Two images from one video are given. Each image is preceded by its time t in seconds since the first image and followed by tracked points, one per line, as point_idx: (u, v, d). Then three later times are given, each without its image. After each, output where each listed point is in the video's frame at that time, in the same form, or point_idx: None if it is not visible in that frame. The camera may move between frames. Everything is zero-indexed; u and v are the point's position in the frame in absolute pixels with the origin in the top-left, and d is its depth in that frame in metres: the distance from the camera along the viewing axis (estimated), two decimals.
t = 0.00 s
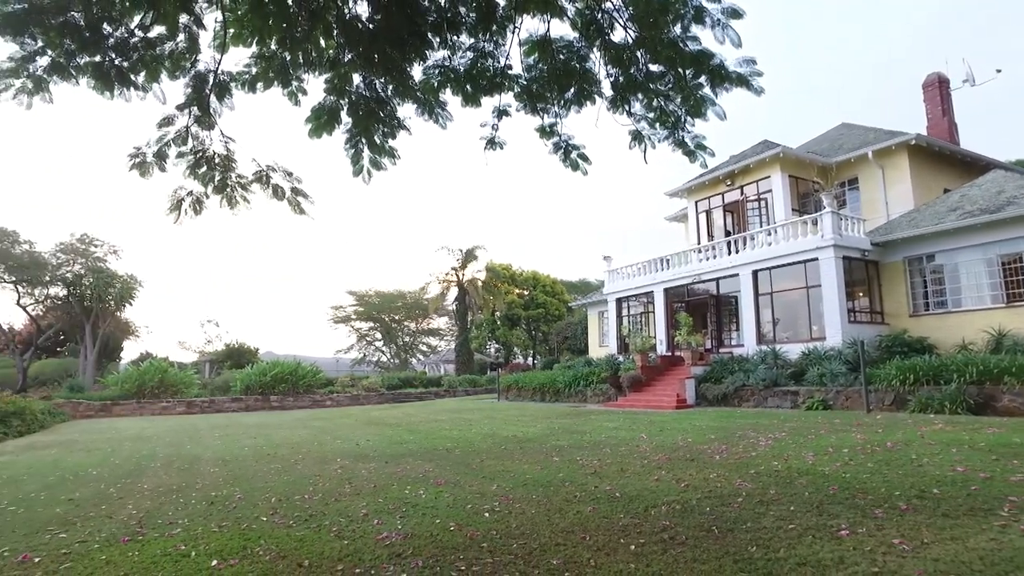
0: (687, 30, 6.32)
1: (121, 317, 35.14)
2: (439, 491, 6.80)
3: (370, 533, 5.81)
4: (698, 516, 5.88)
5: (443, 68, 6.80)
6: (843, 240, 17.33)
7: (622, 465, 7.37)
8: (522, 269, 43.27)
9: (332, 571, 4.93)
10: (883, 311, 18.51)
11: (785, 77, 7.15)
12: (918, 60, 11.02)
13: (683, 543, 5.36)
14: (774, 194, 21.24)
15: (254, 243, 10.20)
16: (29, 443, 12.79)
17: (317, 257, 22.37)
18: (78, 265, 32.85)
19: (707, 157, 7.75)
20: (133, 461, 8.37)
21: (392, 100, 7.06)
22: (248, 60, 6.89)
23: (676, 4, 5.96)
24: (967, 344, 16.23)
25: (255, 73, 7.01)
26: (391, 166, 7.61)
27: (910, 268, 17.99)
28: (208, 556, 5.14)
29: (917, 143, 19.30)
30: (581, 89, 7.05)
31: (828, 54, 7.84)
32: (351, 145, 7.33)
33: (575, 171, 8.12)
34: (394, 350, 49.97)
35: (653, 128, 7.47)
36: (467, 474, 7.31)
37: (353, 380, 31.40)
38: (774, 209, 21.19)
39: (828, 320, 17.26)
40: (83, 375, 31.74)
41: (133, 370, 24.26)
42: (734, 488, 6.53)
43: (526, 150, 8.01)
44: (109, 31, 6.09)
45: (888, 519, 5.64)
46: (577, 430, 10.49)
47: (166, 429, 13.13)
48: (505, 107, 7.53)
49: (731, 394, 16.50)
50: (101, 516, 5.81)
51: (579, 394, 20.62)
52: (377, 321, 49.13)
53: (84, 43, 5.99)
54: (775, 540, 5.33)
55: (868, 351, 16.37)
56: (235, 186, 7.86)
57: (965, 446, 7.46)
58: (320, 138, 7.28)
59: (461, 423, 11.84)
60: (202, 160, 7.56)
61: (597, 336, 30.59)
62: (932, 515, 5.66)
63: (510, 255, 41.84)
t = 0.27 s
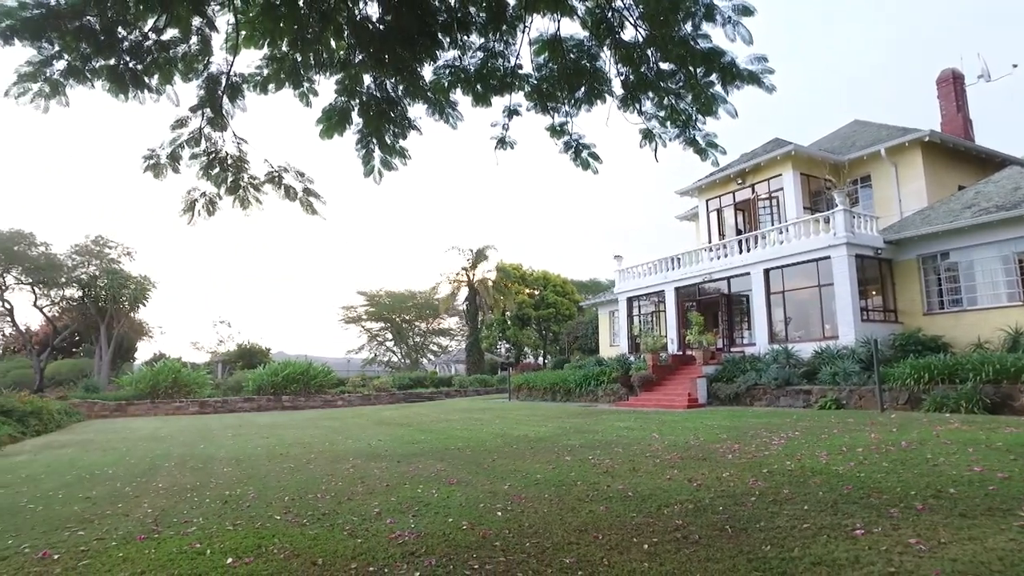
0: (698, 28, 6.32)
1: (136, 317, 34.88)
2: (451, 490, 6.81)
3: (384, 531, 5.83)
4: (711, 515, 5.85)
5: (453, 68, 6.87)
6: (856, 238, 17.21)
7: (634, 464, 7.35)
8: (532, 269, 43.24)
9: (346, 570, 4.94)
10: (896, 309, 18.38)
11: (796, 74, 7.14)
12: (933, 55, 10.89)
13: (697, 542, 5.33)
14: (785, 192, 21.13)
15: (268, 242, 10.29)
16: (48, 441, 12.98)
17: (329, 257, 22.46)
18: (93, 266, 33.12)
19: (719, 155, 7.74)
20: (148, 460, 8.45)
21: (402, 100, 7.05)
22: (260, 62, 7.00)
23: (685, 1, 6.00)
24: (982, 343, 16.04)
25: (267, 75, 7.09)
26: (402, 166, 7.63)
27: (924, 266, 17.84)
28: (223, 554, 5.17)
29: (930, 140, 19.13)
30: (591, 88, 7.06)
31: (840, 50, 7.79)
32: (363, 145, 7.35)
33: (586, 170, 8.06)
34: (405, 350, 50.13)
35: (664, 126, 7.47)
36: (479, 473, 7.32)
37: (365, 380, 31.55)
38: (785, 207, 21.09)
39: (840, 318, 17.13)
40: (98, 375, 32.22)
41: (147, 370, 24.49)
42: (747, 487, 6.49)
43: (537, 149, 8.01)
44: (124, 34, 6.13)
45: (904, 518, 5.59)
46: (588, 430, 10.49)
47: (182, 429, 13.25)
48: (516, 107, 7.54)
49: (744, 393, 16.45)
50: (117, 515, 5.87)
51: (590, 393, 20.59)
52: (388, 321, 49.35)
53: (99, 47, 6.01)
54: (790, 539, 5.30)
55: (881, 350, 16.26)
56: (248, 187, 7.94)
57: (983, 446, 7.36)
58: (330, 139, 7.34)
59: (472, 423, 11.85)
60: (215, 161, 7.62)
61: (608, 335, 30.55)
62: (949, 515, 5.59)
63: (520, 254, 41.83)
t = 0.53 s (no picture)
0: (708, 26, 6.31)
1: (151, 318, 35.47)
2: (463, 489, 6.83)
3: (397, 530, 5.84)
4: (724, 514, 5.82)
5: (464, 68, 6.90)
6: (869, 236, 17.07)
7: (646, 463, 7.34)
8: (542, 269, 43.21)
9: (359, 568, 4.96)
10: (910, 307, 18.23)
11: (807, 71, 7.11)
12: (948, 51, 10.77)
13: (710, 541, 5.30)
14: (797, 190, 21.02)
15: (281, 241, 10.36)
16: (65, 440, 13.14)
17: (341, 258, 22.54)
18: (106, 267, 33.37)
19: (730, 153, 7.73)
20: (163, 459, 8.53)
21: (412, 100, 7.10)
22: (271, 64, 7.06)
23: None
24: (998, 341, 15.85)
25: (279, 76, 7.15)
26: (414, 166, 7.68)
27: (938, 263, 17.66)
28: (238, 552, 5.20)
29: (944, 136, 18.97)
30: (601, 86, 7.06)
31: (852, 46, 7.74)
32: (373, 145, 7.47)
33: (596, 169, 8.08)
34: (415, 350, 50.26)
35: (675, 125, 7.46)
36: (491, 472, 7.32)
37: (376, 381, 31.71)
38: (797, 206, 20.97)
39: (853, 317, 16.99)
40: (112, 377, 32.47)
41: (160, 371, 24.71)
42: (760, 486, 6.46)
43: (548, 148, 8.01)
44: (138, 37, 6.20)
45: (920, 518, 5.53)
46: (600, 429, 10.47)
47: (198, 429, 13.36)
48: (526, 107, 7.57)
49: (755, 392, 16.42)
50: (133, 513, 5.93)
51: (600, 393, 20.58)
52: (399, 321, 49.48)
53: (113, 50, 6.07)
54: (804, 539, 5.26)
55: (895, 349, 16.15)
56: (260, 188, 8.02)
57: (1002, 446, 7.26)
58: (341, 140, 7.30)
59: (484, 423, 11.86)
60: (228, 162, 7.70)
61: (618, 335, 30.49)
62: (966, 515, 5.52)
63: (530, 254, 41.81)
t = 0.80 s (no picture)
0: (719, 23, 6.29)
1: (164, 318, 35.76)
2: (475, 488, 6.83)
3: (411, 529, 5.86)
4: (738, 514, 5.79)
5: (475, 68, 6.90)
6: (883, 234, 16.92)
7: (659, 462, 7.32)
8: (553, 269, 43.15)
9: (373, 567, 4.97)
10: (925, 305, 18.04)
11: (820, 68, 7.08)
12: (965, 46, 10.63)
13: (724, 540, 5.27)
14: (809, 189, 20.88)
15: (293, 240, 10.40)
16: (83, 440, 13.31)
17: (354, 258, 22.60)
18: (121, 269, 33.74)
19: (742, 151, 7.68)
20: (178, 458, 8.61)
21: (423, 101, 7.10)
22: (283, 65, 7.10)
23: None
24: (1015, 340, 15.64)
25: (291, 77, 7.19)
26: (425, 166, 7.72)
27: (954, 261, 17.45)
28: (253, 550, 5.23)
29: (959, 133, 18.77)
30: (612, 85, 7.05)
31: (865, 43, 7.68)
32: (384, 146, 7.48)
33: (607, 168, 8.06)
34: (427, 350, 50.42)
35: (686, 123, 7.44)
36: (504, 472, 7.32)
37: (388, 381, 31.87)
38: (810, 204, 20.84)
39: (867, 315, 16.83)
40: (126, 376, 32.79)
41: (174, 372, 24.93)
42: (775, 486, 6.42)
43: (559, 147, 8.01)
44: (152, 41, 6.22)
45: (938, 518, 5.47)
46: (612, 429, 10.45)
47: (214, 429, 13.48)
48: (537, 106, 7.59)
49: (768, 392, 16.36)
50: (150, 511, 5.98)
51: (612, 393, 20.54)
52: (410, 321, 49.47)
53: (128, 53, 6.08)
54: (819, 538, 5.22)
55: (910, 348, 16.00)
56: (273, 189, 8.11)
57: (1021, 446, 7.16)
58: (352, 140, 7.35)
59: (496, 422, 11.86)
60: (241, 164, 7.80)
61: (630, 334, 30.41)
62: (985, 515, 5.45)
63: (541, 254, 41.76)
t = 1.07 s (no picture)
0: (730, 21, 6.23)
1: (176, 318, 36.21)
2: (487, 488, 6.84)
3: (423, 527, 5.87)
4: (750, 513, 5.76)
5: (484, 67, 6.91)
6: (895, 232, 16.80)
7: (670, 461, 7.30)
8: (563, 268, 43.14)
9: (386, 565, 4.99)
10: (938, 304, 17.90)
11: (830, 64, 7.04)
12: (977, 42, 10.53)
13: (737, 539, 5.25)
14: (820, 187, 20.77)
15: (307, 241, 10.50)
16: (98, 439, 13.44)
17: (366, 258, 22.69)
18: (134, 270, 34.14)
19: (753, 150, 7.62)
20: (191, 458, 8.67)
21: (433, 101, 7.09)
22: (294, 67, 7.13)
23: None
24: None
25: (302, 78, 7.23)
26: (435, 166, 7.77)
27: (967, 259, 17.29)
28: (266, 548, 5.26)
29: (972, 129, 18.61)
30: (621, 84, 7.04)
31: (877, 39, 7.62)
32: (395, 146, 7.52)
33: (617, 167, 8.10)
34: (437, 350, 50.71)
35: (697, 122, 7.42)
36: (514, 471, 7.32)
37: (398, 381, 31.98)
38: (821, 202, 20.72)
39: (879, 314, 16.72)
40: (139, 377, 33.07)
41: (186, 372, 25.12)
42: (787, 485, 6.39)
43: (568, 146, 8.02)
44: (164, 43, 6.24)
45: (954, 518, 5.41)
46: (623, 428, 10.42)
47: (227, 429, 13.56)
48: (546, 105, 7.54)
49: (779, 391, 16.31)
50: (164, 510, 6.03)
51: (621, 393, 20.51)
52: (420, 321, 49.62)
53: (140, 55, 6.13)
54: (833, 537, 5.19)
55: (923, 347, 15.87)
56: (284, 189, 8.17)
57: None
58: (362, 141, 7.34)
59: (507, 422, 11.87)
60: (252, 165, 7.85)
61: (640, 334, 30.33)
62: (1001, 515, 5.39)
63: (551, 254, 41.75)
